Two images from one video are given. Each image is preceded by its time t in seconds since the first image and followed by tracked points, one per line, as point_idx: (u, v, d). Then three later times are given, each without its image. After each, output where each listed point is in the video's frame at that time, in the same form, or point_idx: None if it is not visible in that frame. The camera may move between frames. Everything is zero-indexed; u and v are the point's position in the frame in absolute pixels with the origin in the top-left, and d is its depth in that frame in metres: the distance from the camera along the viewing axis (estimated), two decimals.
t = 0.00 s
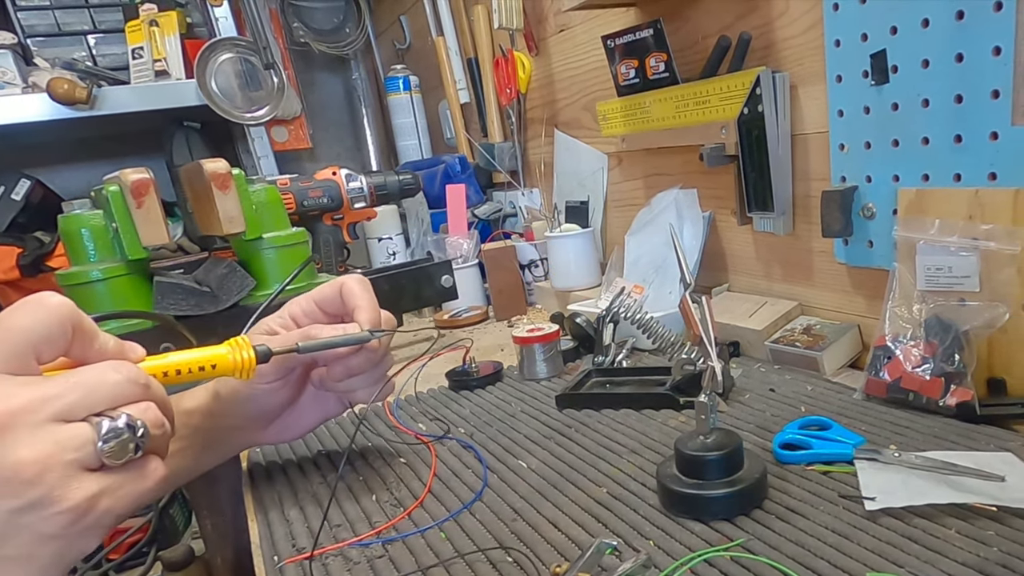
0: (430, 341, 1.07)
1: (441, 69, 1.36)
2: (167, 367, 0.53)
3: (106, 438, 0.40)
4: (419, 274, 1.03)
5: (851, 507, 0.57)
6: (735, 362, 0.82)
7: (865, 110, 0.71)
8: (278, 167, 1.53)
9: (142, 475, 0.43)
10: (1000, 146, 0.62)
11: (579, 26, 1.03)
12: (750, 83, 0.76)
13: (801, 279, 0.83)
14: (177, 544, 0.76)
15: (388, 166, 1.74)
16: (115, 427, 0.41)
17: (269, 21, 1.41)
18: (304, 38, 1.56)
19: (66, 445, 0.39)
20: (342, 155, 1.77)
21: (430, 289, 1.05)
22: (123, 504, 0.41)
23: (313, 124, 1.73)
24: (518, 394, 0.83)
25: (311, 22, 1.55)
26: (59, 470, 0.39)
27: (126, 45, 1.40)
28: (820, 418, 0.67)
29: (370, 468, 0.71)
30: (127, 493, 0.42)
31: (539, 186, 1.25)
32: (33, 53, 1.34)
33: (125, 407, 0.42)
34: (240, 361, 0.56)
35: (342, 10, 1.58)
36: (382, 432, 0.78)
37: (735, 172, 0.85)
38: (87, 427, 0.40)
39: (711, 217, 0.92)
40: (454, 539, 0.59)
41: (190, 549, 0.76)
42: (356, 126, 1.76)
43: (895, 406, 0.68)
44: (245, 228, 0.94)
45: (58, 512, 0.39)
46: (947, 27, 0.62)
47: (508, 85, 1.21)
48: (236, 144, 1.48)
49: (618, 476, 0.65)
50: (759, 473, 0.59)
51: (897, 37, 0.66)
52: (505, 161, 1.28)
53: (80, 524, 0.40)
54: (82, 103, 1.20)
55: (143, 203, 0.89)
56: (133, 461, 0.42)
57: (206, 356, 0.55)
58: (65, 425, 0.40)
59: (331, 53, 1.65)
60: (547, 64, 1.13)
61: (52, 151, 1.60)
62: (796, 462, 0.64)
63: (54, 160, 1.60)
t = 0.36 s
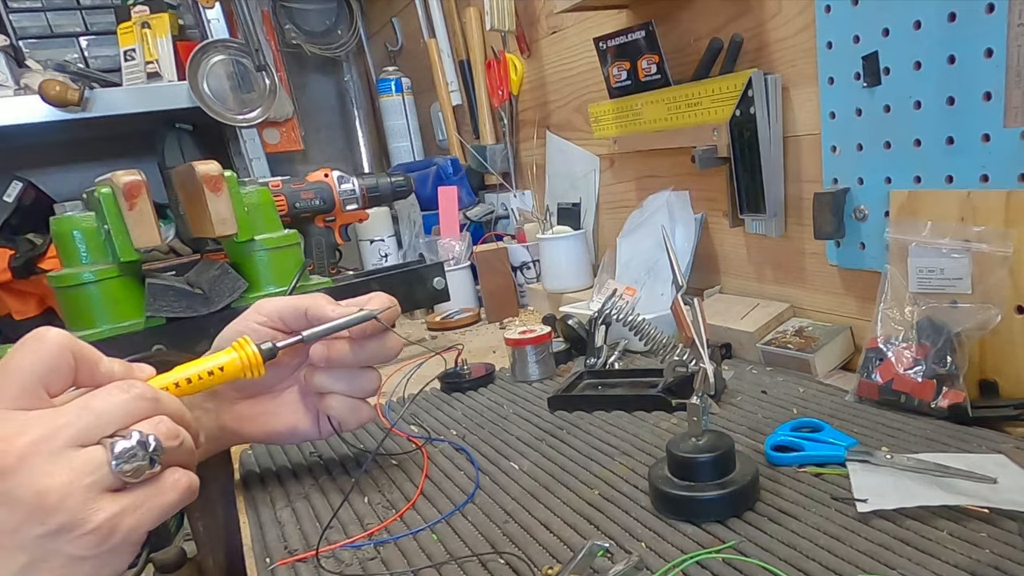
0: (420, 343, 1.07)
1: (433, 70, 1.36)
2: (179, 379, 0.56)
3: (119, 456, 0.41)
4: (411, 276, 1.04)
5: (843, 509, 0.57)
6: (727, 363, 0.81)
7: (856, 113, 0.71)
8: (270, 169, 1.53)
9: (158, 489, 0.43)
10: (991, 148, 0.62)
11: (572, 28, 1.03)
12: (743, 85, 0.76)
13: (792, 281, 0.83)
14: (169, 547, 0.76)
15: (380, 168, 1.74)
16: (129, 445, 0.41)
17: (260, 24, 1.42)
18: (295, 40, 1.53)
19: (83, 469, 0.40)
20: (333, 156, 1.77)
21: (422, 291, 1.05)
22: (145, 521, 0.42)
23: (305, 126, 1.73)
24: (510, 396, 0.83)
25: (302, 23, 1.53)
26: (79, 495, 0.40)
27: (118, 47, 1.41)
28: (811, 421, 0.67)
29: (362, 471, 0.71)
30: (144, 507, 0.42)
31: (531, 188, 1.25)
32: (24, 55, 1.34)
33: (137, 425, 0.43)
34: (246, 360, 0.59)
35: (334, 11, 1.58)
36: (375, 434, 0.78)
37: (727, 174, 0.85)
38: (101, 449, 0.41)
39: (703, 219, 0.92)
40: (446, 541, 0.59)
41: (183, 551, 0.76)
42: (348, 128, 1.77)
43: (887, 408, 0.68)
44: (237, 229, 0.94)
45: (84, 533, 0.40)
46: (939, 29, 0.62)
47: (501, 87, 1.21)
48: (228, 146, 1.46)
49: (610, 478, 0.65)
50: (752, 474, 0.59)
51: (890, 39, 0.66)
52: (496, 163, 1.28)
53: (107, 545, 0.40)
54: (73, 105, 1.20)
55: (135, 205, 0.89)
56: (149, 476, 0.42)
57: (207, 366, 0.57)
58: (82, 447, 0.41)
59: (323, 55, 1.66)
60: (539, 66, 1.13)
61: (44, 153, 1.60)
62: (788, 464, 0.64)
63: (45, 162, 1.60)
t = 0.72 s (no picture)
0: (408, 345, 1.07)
1: (423, 72, 1.36)
2: (176, 376, 0.56)
3: (123, 445, 0.41)
4: (400, 277, 1.03)
5: (834, 511, 0.57)
6: (717, 365, 0.81)
7: (846, 114, 0.71)
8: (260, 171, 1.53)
9: (161, 478, 0.43)
10: (981, 150, 0.62)
11: (562, 29, 1.03)
12: (732, 87, 0.76)
13: (783, 282, 0.83)
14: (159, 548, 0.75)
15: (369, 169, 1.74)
16: (131, 435, 0.41)
17: (250, 25, 1.42)
18: (285, 41, 1.55)
19: (88, 459, 0.40)
20: (323, 159, 1.77)
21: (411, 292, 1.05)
22: (150, 511, 0.42)
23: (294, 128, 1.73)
24: (501, 398, 0.83)
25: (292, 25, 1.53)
26: (86, 483, 0.39)
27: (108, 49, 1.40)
28: (802, 422, 0.67)
29: (352, 473, 0.71)
30: (149, 496, 0.42)
31: (520, 189, 1.25)
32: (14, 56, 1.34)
33: (137, 415, 0.43)
34: (241, 358, 0.58)
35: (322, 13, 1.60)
36: (364, 436, 0.78)
37: (717, 176, 0.85)
38: (105, 439, 0.41)
39: (693, 221, 0.92)
40: (435, 542, 0.59)
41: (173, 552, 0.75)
42: (338, 130, 1.77)
43: (877, 409, 0.68)
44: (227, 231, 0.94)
45: (90, 522, 0.39)
46: (929, 30, 0.62)
47: (490, 89, 1.21)
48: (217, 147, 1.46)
49: (599, 480, 0.65)
50: (743, 476, 0.59)
51: (880, 41, 0.66)
52: (487, 165, 1.28)
53: (116, 533, 0.40)
54: (63, 107, 1.20)
55: (125, 207, 0.89)
56: (152, 465, 0.42)
57: (206, 361, 0.57)
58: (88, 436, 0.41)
59: (312, 57, 1.66)
60: (529, 68, 1.13)
61: (33, 155, 1.60)
62: (778, 465, 0.64)
63: (35, 163, 1.60)
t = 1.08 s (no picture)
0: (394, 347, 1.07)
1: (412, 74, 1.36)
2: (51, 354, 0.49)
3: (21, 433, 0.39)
4: (389, 279, 1.03)
5: (822, 513, 0.57)
6: (705, 367, 0.82)
7: (834, 116, 0.71)
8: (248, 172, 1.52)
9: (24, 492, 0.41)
10: (969, 152, 0.62)
11: (550, 31, 1.03)
12: (720, 89, 0.76)
13: (771, 284, 0.83)
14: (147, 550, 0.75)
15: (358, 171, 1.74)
16: None
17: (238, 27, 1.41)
18: (273, 43, 1.57)
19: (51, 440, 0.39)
20: (312, 160, 1.75)
21: (399, 294, 1.05)
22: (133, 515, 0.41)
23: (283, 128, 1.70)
24: (489, 399, 0.83)
25: (282, 28, 1.58)
26: None
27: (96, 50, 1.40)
28: (789, 424, 0.67)
29: (340, 475, 0.71)
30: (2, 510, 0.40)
31: (509, 191, 1.25)
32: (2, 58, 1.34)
33: None
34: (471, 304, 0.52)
35: (310, 16, 1.62)
36: (352, 438, 0.78)
37: (704, 178, 0.85)
38: None
39: (682, 222, 0.92)
40: (423, 544, 0.59)
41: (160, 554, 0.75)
42: (326, 133, 1.74)
43: (866, 412, 0.68)
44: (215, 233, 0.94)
45: None
46: (916, 33, 0.62)
47: (478, 90, 1.21)
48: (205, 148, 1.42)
49: (587, 482, 0.65)
50: (730, 477, 0.59)
51: (867, 42, 0.66)
52: (475, 166, 1.27)
53: None
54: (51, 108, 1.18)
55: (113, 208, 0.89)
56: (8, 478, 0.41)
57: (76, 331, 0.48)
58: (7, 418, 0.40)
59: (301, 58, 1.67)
60: (517, 70, 1.13)
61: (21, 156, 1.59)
62: (766, 467, 0.64)
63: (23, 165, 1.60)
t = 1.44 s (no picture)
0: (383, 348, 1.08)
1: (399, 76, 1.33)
2: None
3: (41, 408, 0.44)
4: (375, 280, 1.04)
5: (808, 514, 0.57)
6: (691, 369, 0.82)
7: (821, 117, 0.70)
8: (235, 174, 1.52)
9: None
10: (955, 153, 0.62)
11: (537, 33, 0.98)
12: (706, 90, 0.76)
13: (757, 286, 0.84)
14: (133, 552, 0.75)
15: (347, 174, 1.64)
16: None
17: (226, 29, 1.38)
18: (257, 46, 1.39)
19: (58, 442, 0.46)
20: (297, 162, 1.60)
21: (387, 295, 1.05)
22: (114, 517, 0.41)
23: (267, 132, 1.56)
24: (475, 400, 0.83)
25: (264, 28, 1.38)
26: None
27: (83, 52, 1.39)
28: (776, 425, 0.67)
29: (327, 475, 0.71)
30: None
31: (495, 192, 1.26)
32: None
33: None
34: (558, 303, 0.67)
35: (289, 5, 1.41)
36: (339, 439, 0.78)
37: (692, 179, 0.85)
38: None
39: (668, 224, 0.92)
40: (410, 545, 0.59)
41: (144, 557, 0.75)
42: (313, 132, 1.61)
43: (852, 413, 0.69)
44: (201, 235, 0.94)
45: None
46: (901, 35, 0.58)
47: (466, 92, 1.19)
48: (193, 151, 1.47)
49: (574, 483, 0.65)
50: (716, 478, 0.59)
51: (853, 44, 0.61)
52: (461, 168, 1.29)
53: None
54: (38, 110, 1.18)
55: (100, 210, 0.89)
56: None
57: None
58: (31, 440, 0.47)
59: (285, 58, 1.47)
60: (502, 71, 1.12)
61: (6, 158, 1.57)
62: (753, 468, 0.64)
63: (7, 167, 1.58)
